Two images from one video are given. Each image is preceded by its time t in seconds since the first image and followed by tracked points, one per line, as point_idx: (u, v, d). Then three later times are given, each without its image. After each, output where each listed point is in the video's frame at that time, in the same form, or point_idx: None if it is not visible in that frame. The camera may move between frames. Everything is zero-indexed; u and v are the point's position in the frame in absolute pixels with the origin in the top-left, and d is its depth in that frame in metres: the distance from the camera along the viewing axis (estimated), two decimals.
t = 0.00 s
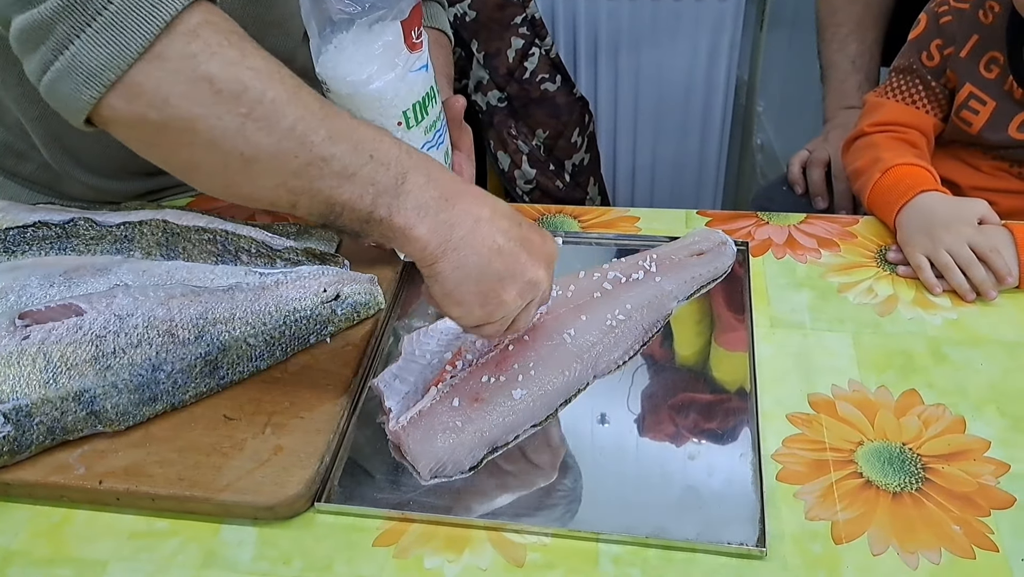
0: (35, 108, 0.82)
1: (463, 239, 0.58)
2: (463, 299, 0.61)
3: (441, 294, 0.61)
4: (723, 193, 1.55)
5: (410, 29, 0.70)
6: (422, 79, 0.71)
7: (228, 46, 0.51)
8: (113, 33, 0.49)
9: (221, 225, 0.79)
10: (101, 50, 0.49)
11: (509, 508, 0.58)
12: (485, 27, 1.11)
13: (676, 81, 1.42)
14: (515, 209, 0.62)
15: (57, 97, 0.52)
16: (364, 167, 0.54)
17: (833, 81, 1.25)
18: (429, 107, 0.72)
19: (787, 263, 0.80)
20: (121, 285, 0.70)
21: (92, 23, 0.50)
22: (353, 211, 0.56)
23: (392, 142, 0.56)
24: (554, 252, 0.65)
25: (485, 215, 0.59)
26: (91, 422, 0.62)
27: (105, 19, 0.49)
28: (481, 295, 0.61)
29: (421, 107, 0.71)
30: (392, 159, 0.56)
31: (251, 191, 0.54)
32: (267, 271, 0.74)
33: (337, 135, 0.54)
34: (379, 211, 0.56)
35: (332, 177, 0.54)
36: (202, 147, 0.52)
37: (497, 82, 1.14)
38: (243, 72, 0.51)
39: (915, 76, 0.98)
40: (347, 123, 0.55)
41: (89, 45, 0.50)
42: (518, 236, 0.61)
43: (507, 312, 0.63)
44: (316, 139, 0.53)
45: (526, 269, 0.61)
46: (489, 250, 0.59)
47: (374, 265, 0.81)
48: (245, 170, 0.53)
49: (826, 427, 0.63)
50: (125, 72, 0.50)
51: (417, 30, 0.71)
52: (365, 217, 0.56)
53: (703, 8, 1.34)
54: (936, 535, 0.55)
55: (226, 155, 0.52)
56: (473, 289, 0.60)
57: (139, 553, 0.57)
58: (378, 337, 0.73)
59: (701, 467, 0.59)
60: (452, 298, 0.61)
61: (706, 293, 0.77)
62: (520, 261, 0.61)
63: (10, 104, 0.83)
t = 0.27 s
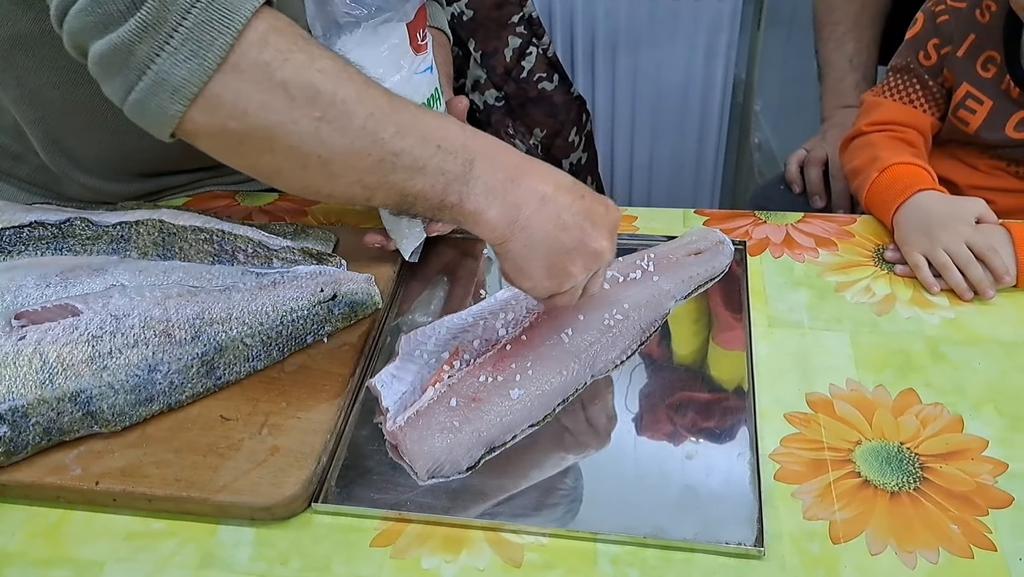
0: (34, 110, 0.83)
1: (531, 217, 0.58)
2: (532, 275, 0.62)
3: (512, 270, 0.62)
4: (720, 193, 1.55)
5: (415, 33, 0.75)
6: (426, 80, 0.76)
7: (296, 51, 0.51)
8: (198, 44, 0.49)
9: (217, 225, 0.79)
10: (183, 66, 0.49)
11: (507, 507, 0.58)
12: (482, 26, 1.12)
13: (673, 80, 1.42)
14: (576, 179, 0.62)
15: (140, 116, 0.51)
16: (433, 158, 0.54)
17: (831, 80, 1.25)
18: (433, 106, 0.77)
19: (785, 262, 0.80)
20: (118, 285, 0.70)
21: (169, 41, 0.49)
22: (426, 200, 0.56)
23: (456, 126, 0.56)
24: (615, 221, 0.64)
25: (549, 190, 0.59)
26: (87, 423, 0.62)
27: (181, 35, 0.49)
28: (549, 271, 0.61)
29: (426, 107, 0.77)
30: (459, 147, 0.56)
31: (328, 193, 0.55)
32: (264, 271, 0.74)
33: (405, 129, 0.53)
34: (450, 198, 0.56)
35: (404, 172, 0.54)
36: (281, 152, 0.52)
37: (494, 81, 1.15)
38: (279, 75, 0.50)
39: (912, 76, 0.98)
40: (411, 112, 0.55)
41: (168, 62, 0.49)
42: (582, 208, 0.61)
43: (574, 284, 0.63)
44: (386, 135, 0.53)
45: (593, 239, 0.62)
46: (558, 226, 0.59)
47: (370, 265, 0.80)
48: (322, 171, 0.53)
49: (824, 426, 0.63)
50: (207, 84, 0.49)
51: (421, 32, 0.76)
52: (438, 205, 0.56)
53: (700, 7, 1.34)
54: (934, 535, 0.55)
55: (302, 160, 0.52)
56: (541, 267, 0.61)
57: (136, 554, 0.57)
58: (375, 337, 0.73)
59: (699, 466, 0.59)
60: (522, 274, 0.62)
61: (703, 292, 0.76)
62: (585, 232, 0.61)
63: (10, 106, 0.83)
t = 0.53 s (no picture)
0: (36, 114, 0.83)
1: (617, 198, 0.60)
2: (619, 250, 0.64)
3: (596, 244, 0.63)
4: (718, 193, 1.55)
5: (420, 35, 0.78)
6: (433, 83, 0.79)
7: (393, 49, 0.52)
8: (309, 46, 0.49)
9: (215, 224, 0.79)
10: (296, 70, 0.50)
11: (506, 507, 0.58)
12: (480, 25, 1.12)
13: (671, 80, 1.42)
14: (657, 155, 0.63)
15: (259, 124, 0.52)
16: (524, 148, 0.55)
17: (828, 80, 1.25)
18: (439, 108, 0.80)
19: (783, 261, 0.80)
20: (117, 285, 0.70)
21: (279, 47, 0.49)
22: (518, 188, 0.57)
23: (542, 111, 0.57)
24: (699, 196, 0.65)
25: (632, 169, 0.60)
26: (87, 423, 0.62)
27: (290, 40, 0.49)
28: (635, 245, 0.64)
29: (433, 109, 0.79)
30: (548, 135, 0.56)
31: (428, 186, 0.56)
32: (263, 271, 0.74)
33: (499, 121, 0.54)
34: (542, 184, 0.57)
35: (498, 163, 0.55)
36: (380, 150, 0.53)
37: (493, 80, 1.16)
38: (380, 76, 0.51)
39: (909, 76, 0.98)
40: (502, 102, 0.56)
41: (283, 68, 0.50)
42: (665, 185, 0.62)
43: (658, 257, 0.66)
44: (481, 128, 0.54)
45: (677, 214, 0.63)
46: (642, 206, 0.61)
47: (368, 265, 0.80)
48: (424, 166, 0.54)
49: (822, 425, 0.63)
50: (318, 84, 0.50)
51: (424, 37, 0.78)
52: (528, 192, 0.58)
53: (698, 7, 1.33)
54: (932, 533, 0.55)
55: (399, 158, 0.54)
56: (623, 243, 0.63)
57: (135, 553, 0.57)
58: (374, 336, 0.73)
59: (698, 465, 0.60)
60: (606, 247, 0.64)
61: (701, 292, 0.77)
62: (668, 209, 0.63)
63: (15, 109, 0.84)
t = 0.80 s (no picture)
0: (49, 116, 0.84)
1: (654, 188, 0.63)
2: (658, 240, 0.67)
3: (637, 235, 0.67)
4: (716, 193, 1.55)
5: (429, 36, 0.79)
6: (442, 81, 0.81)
7: (440, 42, 0.53)
8: (362, 39, 0.50)
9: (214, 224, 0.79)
10: (349, 65, 0.51)
11: (504, 506, 0.58)
12: (478, 25, 1.12)
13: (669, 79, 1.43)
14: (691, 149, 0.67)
15: (310, 117, 0.53)
16: (569, 137, 0.59)
17: (826, 79, 1.25)
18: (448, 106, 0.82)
19: (781, 261, 0.80)
20: (116, 285, 0.70)
21: (332, 42, 0.50)
22: (561, 177, 0.60)
23: (584, 106, 0.61)
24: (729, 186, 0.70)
25: (670, 161, 0.64)
26: (86, 423, 0.62)
27: (342, 35, 0.50)
28: (674, 235, 0.67)
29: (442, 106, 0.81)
30: (590, 126, 0.60)
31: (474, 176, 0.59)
32: (262, 271, 0.74)
33: (543, 110, 0.57)
34: (584, 173, 0.60)
35: (543, 151, 0.58)
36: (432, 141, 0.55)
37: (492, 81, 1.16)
38: (430, 68, 0.53)
39: (906, 76, 0.98)
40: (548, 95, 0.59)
41: (337, 64, 0.51)
42: (700, 174, 0.66)
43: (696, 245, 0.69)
44: (528, 117, 0.57)
45: (713, 203, 0.67)
46: (680, 194, 0.65)
47: (366, 265, 0.80)
48: (472, 157, 0.57)
49: (820, 425, 0.63)
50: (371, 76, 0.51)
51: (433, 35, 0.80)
52: (570, 180, 0.61)
53: (696, 6, 1.34)
54: (930, 532, 0.55)
55: (449, 148, 0.56)
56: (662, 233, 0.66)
57: (134, 554, 0.57)
58: (372, 336, 0.73)
59: (696, 464, 0.60)
60: (647, 238, 0.67)
61: (700, 291, 0.77)
62: (705, 197, 0.67)
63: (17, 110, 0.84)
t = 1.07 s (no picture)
0: (48, 112, 0.84)
1: (630, 234, 0.59)
2: (630, 289, 0.62)
3: (610, 286, 0.63)
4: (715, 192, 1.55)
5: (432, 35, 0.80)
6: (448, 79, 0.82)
7: (407, 48, 0.53)
8: (315, 36, 0.51)
9: (213, 224, 0.79)
10: (302, 59, 0.51)
11: (504, 505, 0.58)
12: (477, 25, 1.11)
13: (667, 78, 1.43)
14: (679, 197, 0.63)
15: (263, 113, 0.53)
16: (536, 168, 0.56)
17: (824, 78, 1.25)
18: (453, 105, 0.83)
19: (780, 260, 0.80)
20: (116, 285, 0.70)
21: (288, 35, 0.51)
22: (526, 209, 0.57)
23: (560, 138, 0.58)
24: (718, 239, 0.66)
25: (652, 207, 0.60)
26: (86, 422, 0.62)
27: (299, 29, 0.51)
28: (647, 285, 0.62)
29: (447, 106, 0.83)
30: (562, 158, 0.57)
31: (434, 197, 0.57)
32: (261, 270, 0.74)
33: (510, 136, 0.55)
34: (550, 208, 0.57)
35: (506, 180, 0.56)
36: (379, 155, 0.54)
37: (489, 80, 1.15)
38: (390, 72, 0.52)
39: (904, 76, 0.98)
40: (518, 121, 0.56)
41: (291, 57, 0.51)
42: (681, 225, 0.62)
43: (671, 302, 0.64)
44: (491, 141, 0.55)
45: (692, 258, 0.63)
46: (658, 244, 0.60)
47: (365, 265, 0.80)
48: (428, 174, 0.55)
49: (819, 423, 0.63)
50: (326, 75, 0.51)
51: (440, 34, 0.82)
52: (536, 214, 0.58)
53: (694, 6, 1.34)
54: (928, 531, 0.55)
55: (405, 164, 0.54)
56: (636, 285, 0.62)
57: (134, 554, 0.57)
58: (372, 335, 0.73)
59: (694, 464, 0.60)
60: (620, 289, 0.62)
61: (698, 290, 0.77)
62: (684, 251, 0.62)
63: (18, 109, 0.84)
